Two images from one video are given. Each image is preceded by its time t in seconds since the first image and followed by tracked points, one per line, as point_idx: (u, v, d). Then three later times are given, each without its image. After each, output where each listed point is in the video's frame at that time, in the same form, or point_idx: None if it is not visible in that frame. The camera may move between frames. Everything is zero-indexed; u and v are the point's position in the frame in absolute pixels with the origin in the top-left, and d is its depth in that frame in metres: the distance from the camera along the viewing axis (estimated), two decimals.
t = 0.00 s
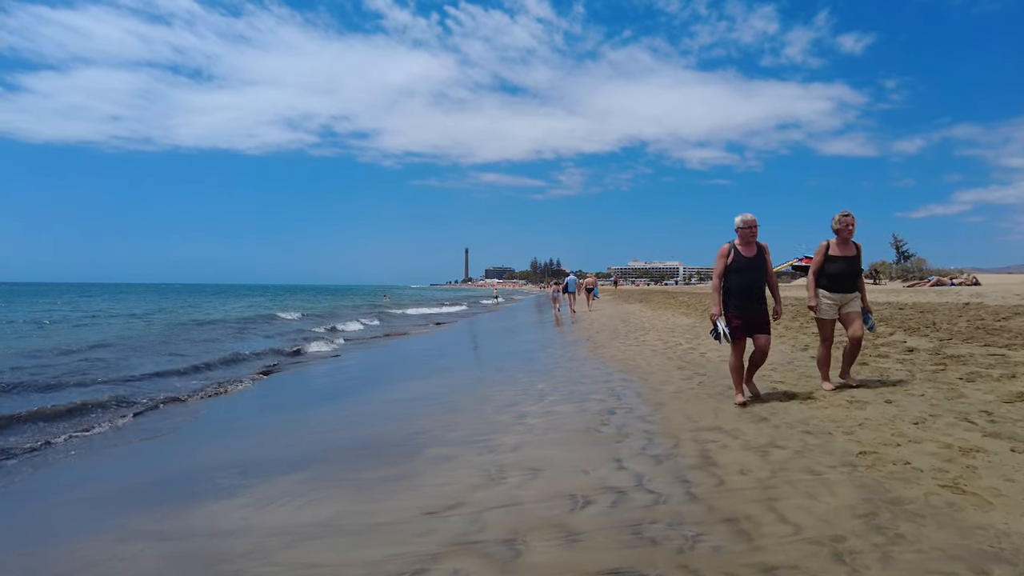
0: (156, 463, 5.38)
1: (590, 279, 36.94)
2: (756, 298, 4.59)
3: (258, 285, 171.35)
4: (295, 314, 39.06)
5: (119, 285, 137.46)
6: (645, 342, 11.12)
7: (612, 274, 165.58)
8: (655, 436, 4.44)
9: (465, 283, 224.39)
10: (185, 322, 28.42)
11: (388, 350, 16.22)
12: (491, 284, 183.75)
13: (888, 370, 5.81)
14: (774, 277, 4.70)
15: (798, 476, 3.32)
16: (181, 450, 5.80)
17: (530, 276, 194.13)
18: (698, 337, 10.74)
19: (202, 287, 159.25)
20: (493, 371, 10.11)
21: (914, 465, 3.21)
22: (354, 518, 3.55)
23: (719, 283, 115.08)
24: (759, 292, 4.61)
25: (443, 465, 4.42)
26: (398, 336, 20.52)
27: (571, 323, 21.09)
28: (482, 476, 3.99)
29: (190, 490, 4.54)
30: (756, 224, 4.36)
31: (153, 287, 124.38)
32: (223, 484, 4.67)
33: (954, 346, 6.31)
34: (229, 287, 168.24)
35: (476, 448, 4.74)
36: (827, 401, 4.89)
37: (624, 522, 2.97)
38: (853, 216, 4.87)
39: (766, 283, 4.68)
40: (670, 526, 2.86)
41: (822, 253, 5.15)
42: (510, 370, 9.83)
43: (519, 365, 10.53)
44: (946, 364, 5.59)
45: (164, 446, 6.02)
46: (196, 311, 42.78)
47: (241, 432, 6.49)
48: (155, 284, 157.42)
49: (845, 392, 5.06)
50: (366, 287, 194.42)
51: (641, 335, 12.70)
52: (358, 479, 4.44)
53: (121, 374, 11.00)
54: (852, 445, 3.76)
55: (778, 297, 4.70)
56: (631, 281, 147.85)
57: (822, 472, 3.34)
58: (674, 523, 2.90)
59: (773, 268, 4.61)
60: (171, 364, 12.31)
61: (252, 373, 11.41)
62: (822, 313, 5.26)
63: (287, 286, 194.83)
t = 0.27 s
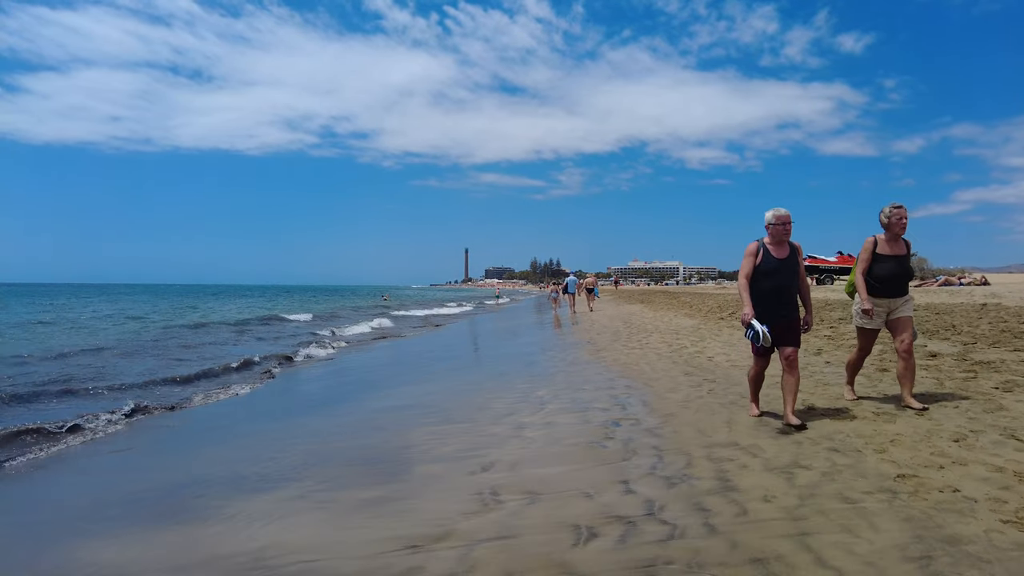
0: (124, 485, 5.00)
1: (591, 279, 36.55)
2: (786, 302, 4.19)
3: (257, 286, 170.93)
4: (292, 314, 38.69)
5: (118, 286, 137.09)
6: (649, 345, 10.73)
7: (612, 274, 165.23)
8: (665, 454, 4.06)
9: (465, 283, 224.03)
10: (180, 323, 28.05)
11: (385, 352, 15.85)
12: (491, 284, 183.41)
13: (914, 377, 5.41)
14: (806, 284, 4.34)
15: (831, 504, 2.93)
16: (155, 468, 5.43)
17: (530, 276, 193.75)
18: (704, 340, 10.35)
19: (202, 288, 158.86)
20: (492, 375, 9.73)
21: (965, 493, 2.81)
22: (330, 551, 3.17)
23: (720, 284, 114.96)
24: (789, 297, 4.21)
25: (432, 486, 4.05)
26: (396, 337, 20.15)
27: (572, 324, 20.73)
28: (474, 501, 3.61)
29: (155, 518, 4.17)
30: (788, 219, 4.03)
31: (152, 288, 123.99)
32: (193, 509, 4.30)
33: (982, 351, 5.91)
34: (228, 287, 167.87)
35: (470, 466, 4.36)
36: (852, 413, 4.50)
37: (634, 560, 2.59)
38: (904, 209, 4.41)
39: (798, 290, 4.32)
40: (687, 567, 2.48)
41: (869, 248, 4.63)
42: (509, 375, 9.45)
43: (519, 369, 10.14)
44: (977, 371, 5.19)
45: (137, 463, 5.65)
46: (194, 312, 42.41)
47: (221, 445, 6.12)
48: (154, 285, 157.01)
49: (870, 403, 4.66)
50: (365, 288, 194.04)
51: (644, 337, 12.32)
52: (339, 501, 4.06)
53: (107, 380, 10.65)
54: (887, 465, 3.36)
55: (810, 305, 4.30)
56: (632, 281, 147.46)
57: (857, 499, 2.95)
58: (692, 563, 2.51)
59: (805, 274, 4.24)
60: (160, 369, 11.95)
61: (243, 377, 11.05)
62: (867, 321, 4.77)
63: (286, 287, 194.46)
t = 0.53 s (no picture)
0: (101, 501, 4.67)
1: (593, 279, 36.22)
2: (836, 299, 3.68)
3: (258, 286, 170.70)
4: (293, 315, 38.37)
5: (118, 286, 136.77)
6: (657, 348, 10.37)
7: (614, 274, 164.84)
8: (684, 474, 3.70)
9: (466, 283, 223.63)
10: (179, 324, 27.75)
11: (385, 354, 15.51)
12: (492, 284, 183.02)
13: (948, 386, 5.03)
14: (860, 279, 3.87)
15: (882, 539, 2.57)
16: (134, 482, 5.09)
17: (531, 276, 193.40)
18: (714, 343, 9.99)
19: (202, 288, 158.54)
20: (494, 378, 9.38)
21: None
22: None
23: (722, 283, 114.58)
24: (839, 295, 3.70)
25: (428, 509, 3.70)
26: (396, 339, 19.80)
27: (576, 325, 20.39)
28: (477, 528, 3.26)
29: (129, 538, 3.84)
30: (838, 202, 3.62)
31: (153, 288, 123.77)
32: (171, 529, 3.96)
33: (1018, 358, 5.53)
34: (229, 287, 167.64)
35: (472, 484, 4.02)
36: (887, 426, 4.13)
37: None
38: (972, 189, 4.04)
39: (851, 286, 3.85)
40: None
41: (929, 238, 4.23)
42: (513, 379, 9.09)
43: (523, 372, 9.79)
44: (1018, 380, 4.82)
45: (118, 476, 5.32)
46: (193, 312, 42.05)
47: (208, 457, 5.79)
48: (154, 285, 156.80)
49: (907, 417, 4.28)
50: (366, 288, 193.70)
51: (651, 339, 11.95)
52: (329, 523, 3.72)
53: (98, 385, 10.33)
54: (941, 489, 2.99)
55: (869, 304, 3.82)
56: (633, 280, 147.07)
57: (912, 533, 2.58)
58: None
59: (860, 268, 3.77)
60: (154, 373, 11.63)
61: (238, 381, 10.72)
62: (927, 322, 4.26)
63: (287, 287, 194.21)
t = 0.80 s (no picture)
0: (68, 520, 4.31)
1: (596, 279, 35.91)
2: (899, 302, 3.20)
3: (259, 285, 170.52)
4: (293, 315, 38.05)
5: (119, 285, 136.65)
6: (665, 349, 9.99)
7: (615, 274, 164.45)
8: (706, 494, 3.33)
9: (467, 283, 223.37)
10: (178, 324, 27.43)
11: (384, 354, 15.16)
12: (493, 284, 182.76)
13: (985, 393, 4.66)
14: (925, 281, 3.38)
15: None
16: (110, 498, 4.76)
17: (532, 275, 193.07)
18: (723, 345, 9.62)
19: (203, 287, 158.40)
20: (496, 380, 9.02)
21: None
22: None
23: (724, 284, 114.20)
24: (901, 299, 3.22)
25: (421, 531, 3.34)
26: (396, 339, 19.44)
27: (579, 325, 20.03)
28: (474, 556, 2.89)
29: (91, 563, 3.48)
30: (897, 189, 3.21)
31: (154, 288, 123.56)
32: (138, 552, 3.60)
33: None
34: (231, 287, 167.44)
35: (470, 503, 3.65)
36: (926, 440, 3.76)
37: None
38: None
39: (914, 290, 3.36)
40: None
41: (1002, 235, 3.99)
42: (515, 381, 8.72)
43: (525, 374, 9.42)
44: None
45: (91, 492, 4.97)
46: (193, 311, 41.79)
47: (190, 469, 5.43)
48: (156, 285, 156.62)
49: (948, 429, 3.90)
50: (367, 287, 193.48)
51: (658, 341, 11.57)
52: (311, 549, 3.36)
53: (86, 388, 9.98)
54: (1005, 517, 2.61)
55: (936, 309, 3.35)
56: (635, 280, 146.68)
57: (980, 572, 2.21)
58: None
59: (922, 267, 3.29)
60: (145, 375, 11.28)
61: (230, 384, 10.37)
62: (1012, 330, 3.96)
63: (288, 286, 194.05)
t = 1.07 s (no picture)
0: (18, 537, 3.95)
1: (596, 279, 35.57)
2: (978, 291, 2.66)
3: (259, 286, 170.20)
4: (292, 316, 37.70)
5: (118, 286, 136.33)
6: (668, 351, 9.63)
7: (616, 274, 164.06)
8: (718, 515, 2.97)
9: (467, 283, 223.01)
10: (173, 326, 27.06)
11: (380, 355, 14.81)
12: (493, 284, 182.45)
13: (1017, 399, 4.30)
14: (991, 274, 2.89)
15: None
16: (72, 511, 4.41)
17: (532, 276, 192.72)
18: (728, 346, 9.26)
19: (203, 287, 158.10)
20: (491, 382, 8.66)
21: None
22: None
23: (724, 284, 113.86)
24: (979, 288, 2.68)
25: (401, 556, 2.98)
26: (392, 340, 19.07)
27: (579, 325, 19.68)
28: None
29: None
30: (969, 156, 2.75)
31: (153, 288, 123.23)
32: None
33: None
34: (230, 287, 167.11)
35: (457, 523, 3.29)
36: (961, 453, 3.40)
37: None
38: None
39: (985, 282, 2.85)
40: None
41: None
42: (512, 384, 8.37)
43: (522, 376, 9.06)
44: None
45: (54, 505, 4.62)
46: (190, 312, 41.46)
47: (162, 477, 5.11)
48: (155, 285, 156.28)
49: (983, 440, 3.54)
50: (367, 288, 193.18)
51: (660, 342, 11.21)
52: None
53: (70, 391, 9.64)
54: None
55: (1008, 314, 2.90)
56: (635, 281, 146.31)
57: None
58: None
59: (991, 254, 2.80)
60: (132, 377, 10.95)
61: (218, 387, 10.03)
62: None
63: (288, 287, 193.72)
